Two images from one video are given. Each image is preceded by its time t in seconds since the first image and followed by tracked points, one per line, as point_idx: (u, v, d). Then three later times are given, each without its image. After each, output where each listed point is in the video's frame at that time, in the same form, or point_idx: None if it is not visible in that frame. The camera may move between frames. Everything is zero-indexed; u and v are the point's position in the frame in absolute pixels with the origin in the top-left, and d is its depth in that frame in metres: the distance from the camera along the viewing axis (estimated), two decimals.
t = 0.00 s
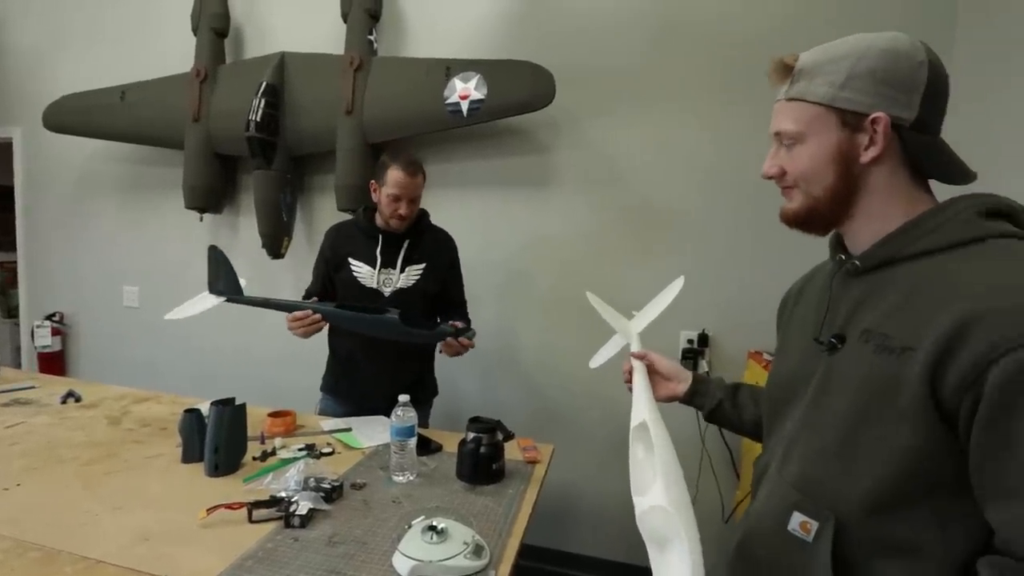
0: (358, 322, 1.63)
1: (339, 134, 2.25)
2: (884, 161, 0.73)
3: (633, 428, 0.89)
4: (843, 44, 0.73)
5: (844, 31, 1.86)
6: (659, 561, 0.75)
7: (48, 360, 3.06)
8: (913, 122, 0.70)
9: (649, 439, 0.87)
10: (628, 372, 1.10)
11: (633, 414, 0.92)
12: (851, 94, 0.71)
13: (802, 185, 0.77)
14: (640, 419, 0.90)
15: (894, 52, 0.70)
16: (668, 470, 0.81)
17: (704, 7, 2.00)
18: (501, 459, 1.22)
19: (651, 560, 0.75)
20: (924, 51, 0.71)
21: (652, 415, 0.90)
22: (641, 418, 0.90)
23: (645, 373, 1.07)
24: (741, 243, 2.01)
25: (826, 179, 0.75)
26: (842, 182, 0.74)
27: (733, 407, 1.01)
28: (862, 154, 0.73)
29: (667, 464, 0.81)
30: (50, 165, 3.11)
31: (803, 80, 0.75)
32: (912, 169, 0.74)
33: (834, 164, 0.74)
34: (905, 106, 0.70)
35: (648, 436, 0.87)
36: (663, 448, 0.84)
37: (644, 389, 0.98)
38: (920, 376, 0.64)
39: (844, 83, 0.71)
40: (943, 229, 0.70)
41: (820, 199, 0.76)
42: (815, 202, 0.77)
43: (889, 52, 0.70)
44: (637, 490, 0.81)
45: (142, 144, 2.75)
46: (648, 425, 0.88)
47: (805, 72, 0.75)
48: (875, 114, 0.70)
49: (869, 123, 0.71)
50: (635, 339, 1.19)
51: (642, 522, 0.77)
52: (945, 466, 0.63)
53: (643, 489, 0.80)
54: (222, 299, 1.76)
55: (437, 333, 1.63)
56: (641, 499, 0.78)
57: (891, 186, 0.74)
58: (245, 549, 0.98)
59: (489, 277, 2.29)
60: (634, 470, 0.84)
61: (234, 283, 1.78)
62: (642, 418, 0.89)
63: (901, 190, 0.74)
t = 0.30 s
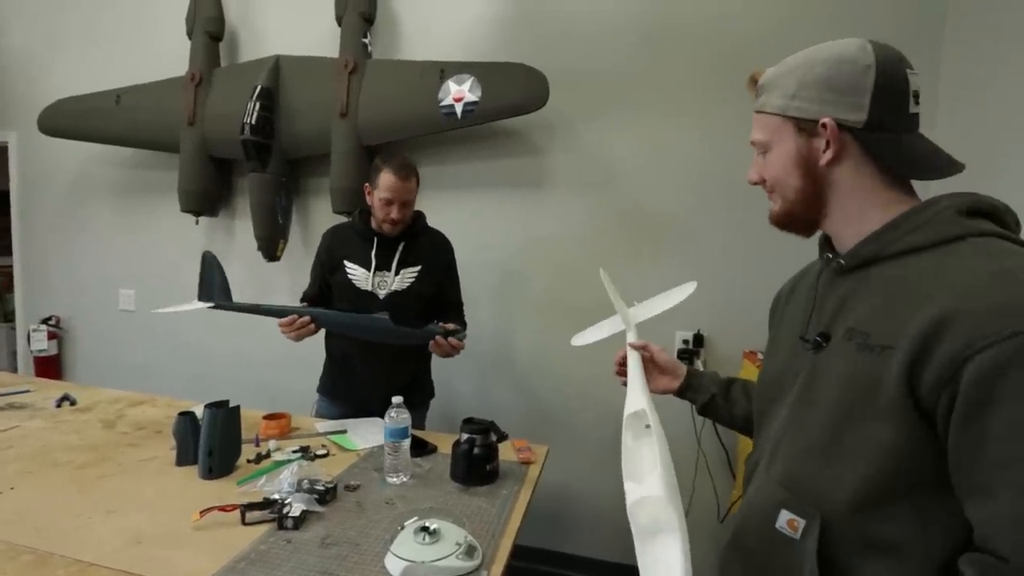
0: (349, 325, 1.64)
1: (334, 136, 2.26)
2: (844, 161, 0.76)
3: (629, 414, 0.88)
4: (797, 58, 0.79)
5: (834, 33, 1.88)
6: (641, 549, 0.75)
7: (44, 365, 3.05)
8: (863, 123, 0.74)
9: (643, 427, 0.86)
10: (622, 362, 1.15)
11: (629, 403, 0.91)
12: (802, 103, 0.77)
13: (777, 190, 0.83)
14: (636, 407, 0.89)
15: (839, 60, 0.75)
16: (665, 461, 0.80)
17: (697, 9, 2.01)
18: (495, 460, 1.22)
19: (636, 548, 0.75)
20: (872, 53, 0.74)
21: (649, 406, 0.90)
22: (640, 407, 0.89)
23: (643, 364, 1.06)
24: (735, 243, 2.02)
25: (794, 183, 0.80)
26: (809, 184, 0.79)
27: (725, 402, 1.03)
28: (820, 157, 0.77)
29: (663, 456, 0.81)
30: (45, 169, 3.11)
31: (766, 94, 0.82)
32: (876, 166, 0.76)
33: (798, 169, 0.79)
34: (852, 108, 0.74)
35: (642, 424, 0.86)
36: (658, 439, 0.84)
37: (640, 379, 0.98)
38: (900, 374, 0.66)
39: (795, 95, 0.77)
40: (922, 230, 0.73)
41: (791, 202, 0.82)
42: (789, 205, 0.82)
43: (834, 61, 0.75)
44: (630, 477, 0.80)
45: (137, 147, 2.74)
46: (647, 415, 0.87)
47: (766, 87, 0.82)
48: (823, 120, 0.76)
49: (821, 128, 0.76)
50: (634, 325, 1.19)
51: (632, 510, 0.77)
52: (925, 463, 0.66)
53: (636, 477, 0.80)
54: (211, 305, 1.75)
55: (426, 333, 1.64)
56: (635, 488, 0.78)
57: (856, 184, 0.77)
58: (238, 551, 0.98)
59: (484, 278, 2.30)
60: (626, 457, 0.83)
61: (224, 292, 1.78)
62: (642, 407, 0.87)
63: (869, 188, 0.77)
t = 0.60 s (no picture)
0: (349, 333, 1.64)
1: (332, 140, 2.25)
2: (836, 161, 0.76)
3: (624, 423, 0.86)
4: (788, 57, 0.78)
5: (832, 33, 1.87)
6: (638, 563, 0.74)
7: (45, 369, 3.05)
8: (856, 122, 0.73)
9: (639, 436, 0.85)
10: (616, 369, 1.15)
11: (624, 411, 0.90)
12: (793, 102, 0.76)
13: (767, 190, 0.82)
14: (632, 416, 0.88)
15: (831, 59, 0.74)
16: (662, 472, 0.79)
17: (695, 10, 2.00)
18: (491, 464, 1.21)
19: (634, 562, 0.73)
20: (863, 52, 0.73)
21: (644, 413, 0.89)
22: (635, 416, 0.88)
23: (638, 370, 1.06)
24: (734, 244, 2.01)
25: (785, 183, 0.79)
26: (800, 184, 0.79)
27: (720, 405, 1.03)
28: (811, 156, 0.77)
29: (660, 466, 0.80)
30: (46, 174, 3.12)
31: (757, 92, 0.81)
32: (867, 166, 0.75)
33: (789, 168, 0.78)
34: (843, 107, 0.73)
35: (638, 433, 0.85)
36: (654, 449, 0.83)
37: (633, 384, 0.97)
38: (895, 374, 0.65)
39: (786, 93, 0.77)
40: (913, 229, 0.72)
41: (782, 202, 0.81)
42: (780, 205, 0.81)
43: (825, 59, 0.74)
44: (627, 487, 0.79)
45: (137, 151, 2.75)
46: (643, 424, 0.85)
47: (757, 86, 0.81)
48: (814, 118, 0.75)
49: (812, 127, 0.76)
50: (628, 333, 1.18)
51: (628, 524, 0.75)
52: (923, 465, 0.64)
53: (633, 489, 0.78)
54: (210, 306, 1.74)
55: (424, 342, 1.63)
56: (632, 500, 0.77)
57: (848, 183, 0.76)
58: (230, 557, 0.97)
59: (483, 281, 2.29)
60: (623, 467, 0.82)
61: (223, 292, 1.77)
62: (638, 416, 0.86)
63: (860, 188, 0.76)
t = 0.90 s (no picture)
0: (345, 335, 1.62)
1: (325, 141, 2.25)
2: (822, 164, 0.75)
3: (615, 431, 0.85)
4: (775, 59, 0.78)
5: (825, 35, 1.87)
6: None
7: (40, 372, 3.04)
8: (842, 125, 0.73)
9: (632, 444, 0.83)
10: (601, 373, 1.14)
11: (615, 419, 0.88)
12: (779, 104, 0.76)
13: (754, 192, 0.82)
14: (623, 424, 0.86)
15: (818, 61, 0.74)
16: (654, 485, 0.78)
17: (689, 11, 2.00)
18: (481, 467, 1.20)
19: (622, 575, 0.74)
20: (851, 55, 0.73)
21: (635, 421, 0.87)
22: (624, 423, 0.86)
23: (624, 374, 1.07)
24: (728, 245, 2.01)
25: (770, 185, 0.79)
26: (786, 187, 0.78)
27: (706, 409, 1.05)
28: (797, 159, 0.76)
29: (652, 477, 0.79)
30: (40, 176, 3.10)
31: (745, 94, 0.81)
32: (853, 169, 0.75)
33: (775, 171, 0.78)
34: (829, 110, 0.73)
35: (633, 441, 0.83)
36: (643, 458, 0.82)
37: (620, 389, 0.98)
38: (885, 378, 0.64)
39: (773, 95, 0.76)
40: (901, 231, 0.71)
41: (768, 204, 0.81)
42: (767, 207, 0.81)
43: (813, 61, 0.74)
44: (619, 499, 0.78)
45: (131, 153, 2.74)
46: (635, 433, 0.84)
47: (745, 88, 0.81)
48: (800, 121, 0.74)
49: (799, 129, 0.75)
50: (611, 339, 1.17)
51: (619, 536, 0.75)
52: (914, 470, 0.64)
53: (625, 501, 0.78)
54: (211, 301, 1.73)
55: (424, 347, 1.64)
56: (622, 513, 0.76)
57: (834, 186, 0.76)
58: (216, 563, 0.96)
59: (477, 282, 2.28)
60: (614, 478, 0.81)
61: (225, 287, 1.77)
62: (629, 426, 0.84)
63: (846, 192, 0.76)
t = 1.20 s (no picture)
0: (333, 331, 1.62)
1: (319, 141, 2.24)
2: (812, 166, 0.76)
3: (601, 437, 0.86)
4: (766, 59, 0.78)
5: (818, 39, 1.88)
6: None
7: (32, 371, 3.02)
8: (832, 127, 0.73)
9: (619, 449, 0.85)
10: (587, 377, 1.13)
11: (600, 425, 0.89)
12: (770, 105, 0.76)
13: (742, 194, 0.82)
14: (608, 430, 0.88)
15: (809, 62, 0.74)
16: (642, 492, 0.78)
17: (683, 15, 2.01)
18: (471, 468, 1.20)
19: None
20: (840, 58, 0.74)
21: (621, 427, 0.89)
22: (610, 430, 0.87)
23: (607, 379, 1.09)
24: (721, 248, 2.01)
25: (760, 186, 0.79)
26: (775, 188, 0.78)
27: (690, 412, 1.06)
28: (787, 160, 0.77)
29: (639, 483, 0.79)
30: (33, 173, 3.09)
31: (735, 94, 0.81)
32: (841, 171, 0.76)
33: (765, 172, 0.78)
34: (820, 112, 0.73)
35: (619, 447, 0.84)
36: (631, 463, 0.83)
37: (604, 394, 0.99)
38: (875, 380, 0.65)
39: (764, 96, 0.76)
40: (888, 234, 0.72)
41: (757, 205, 0.81)
42: (756, 208, 0.81)
43: (803, 62, 0.74)
44: (607, 508, 0.78)
45: (124, 151, 2.72)
46: (621, 437, 0.85)
47: (735, 88, 0.81)
48: (791, 122, 0.75)
49: (789, 130, 0.75)
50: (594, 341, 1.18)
51: (607, 546, 0.74)
52: (903, 473, 0.64)
53: (613, 510, 0.77)
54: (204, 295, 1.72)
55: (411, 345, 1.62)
56: (609, 523, 0.76)
57: (823, 188, 0.77)
58: (202, 564, 0.96)
59: (471, 283, 2.28)
60: (601, 485, 0.81)
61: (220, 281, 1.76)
62: (615, 431, 0.86)
63: (834, 194, 0.77)
